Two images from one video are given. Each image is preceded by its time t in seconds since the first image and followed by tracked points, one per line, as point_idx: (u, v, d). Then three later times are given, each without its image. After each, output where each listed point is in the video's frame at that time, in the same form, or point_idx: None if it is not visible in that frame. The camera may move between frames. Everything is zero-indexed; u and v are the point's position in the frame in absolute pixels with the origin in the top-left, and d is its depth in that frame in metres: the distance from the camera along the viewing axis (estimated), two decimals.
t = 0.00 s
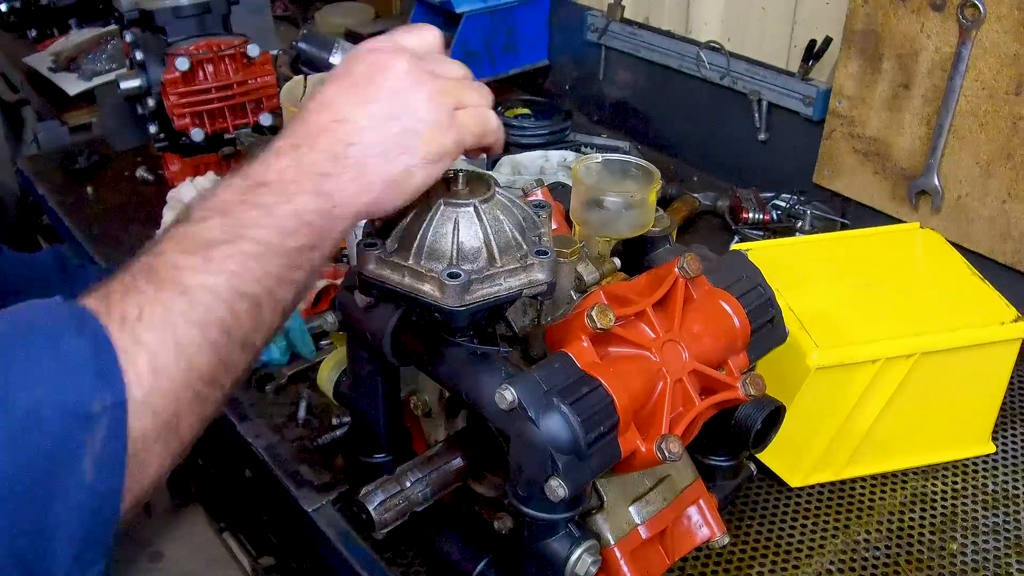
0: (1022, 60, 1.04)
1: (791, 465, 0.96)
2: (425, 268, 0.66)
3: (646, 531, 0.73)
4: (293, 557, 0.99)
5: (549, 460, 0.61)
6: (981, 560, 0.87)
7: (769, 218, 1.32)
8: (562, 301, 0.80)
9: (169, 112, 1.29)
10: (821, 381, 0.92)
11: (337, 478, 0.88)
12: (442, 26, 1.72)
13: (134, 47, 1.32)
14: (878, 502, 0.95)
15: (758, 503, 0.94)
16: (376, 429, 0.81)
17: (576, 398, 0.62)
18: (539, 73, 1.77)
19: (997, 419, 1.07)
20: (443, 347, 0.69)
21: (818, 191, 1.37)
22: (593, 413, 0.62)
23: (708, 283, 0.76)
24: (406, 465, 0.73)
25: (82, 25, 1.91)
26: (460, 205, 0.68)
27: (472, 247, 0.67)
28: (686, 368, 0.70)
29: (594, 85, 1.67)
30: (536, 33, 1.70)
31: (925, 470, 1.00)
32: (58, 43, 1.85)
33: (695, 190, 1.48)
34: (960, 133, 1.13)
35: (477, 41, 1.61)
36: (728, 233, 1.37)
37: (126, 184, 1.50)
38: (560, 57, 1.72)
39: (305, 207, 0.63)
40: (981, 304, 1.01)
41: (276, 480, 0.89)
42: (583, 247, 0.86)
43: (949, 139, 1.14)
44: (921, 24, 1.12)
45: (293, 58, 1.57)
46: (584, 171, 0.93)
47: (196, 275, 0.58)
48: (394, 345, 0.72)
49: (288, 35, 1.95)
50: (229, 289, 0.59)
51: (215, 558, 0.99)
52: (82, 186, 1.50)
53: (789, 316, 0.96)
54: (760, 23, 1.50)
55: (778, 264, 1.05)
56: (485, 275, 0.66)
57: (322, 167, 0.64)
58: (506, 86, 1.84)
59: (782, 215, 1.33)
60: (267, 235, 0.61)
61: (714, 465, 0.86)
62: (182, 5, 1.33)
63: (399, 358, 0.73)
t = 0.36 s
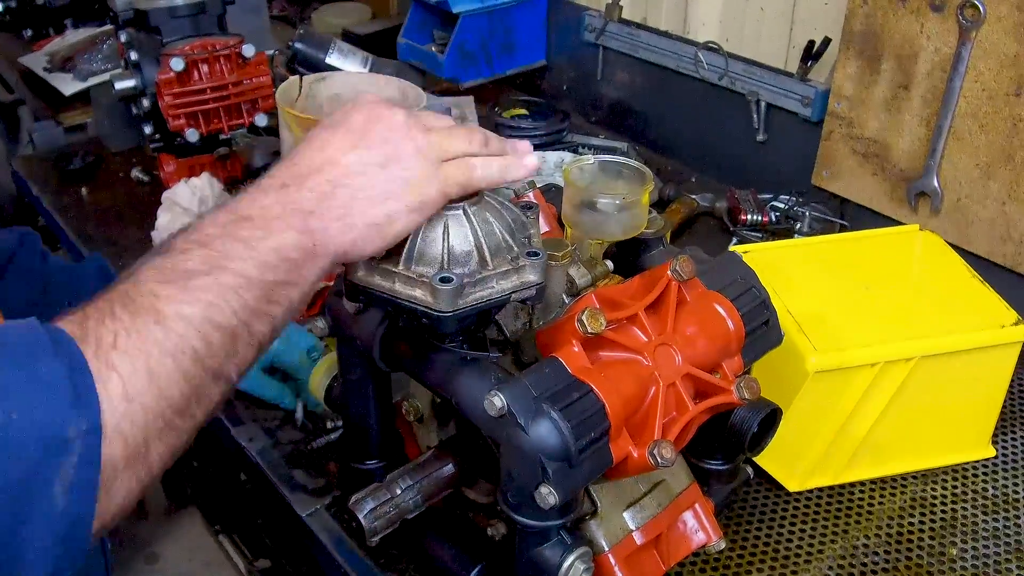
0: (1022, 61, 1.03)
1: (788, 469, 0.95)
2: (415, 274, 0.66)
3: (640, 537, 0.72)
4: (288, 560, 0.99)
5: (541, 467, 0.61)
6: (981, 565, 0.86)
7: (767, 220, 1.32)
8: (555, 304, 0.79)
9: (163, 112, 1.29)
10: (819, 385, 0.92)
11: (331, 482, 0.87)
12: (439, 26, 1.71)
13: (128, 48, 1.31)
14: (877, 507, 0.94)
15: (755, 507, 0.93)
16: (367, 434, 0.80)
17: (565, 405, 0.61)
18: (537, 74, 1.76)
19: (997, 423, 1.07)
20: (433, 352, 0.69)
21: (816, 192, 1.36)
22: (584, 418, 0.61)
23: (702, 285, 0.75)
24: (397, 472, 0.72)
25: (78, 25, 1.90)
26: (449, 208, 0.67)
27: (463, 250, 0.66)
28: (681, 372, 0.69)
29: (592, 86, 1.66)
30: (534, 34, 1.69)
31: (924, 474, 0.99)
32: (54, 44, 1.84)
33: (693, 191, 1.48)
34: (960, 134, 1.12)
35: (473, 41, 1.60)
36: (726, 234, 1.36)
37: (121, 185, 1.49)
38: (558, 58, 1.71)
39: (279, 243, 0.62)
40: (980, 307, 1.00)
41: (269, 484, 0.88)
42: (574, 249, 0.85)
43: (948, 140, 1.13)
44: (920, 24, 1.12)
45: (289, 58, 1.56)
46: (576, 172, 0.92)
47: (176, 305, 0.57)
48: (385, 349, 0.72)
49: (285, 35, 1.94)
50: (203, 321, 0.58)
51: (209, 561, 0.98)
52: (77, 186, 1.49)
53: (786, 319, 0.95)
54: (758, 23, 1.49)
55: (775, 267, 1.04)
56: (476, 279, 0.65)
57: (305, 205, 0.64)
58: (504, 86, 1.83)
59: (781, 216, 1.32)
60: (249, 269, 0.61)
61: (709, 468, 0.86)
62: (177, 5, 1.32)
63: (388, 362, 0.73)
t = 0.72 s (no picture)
0: (1022, 63, 1.03)
1: (788, 472, 0.95)
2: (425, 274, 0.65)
3: (642, 541, 0.72)
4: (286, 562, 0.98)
5: (546, 471, 0.60)
6: (981, 568, 0.86)
7: (767, 221, 1.31)
8: (561, 307, 0.79)
9: (163, 113, 1.28)
10: (819, 387, 0.91)
11: (331, 484, 0.87)
12: (439, 27, 1.71)
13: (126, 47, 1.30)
14: (877, 510, 0.94)
15: (755, 510, 0.93)
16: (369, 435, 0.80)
17: (572, 407, 0.61)
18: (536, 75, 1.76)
19: (997, 426, 1.06)
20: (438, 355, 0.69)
21: (816, 194, 1.36)
22: (589, 422, 0.61)
23: (708, 289, 0.75)
24: (399, 473, 0.71)
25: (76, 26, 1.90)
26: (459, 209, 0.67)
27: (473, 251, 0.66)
28: (683, 376, 0.69)
29: (592, 87, 1.66)
30: (533, 35, 1.69)
31: (924, 477, 0.99)
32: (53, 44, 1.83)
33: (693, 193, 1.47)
34: (960, 136, 1.12)
35: (473, 41, 1.61)
36: (725, 235, 1.36)
37: (119, 185, 1.49)
38: (558, 60, 1.71)
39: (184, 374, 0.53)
40: (981, 309, 1.00)
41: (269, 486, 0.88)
42: (582, 251, 0.84)
43: (949, 142, 1.13)
44: (920, 26, 1.11)
45: (289, 59, 1.55)
46: (581, 175, 0.91)
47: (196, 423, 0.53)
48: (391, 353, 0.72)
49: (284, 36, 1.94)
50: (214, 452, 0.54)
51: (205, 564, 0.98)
52: (75, 186, 1.49)
53: (787, 321, 0.95)
54: (758, 25, 1.49)
55: (776, 269, 1.04)
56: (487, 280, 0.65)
57: (257, 402, 0.53)
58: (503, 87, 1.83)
59: (780, 218, 1.32)
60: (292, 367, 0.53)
61: (711, 472, 0.86)
62: (176, 6, 1.32)
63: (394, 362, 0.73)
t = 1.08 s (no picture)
0: (1020, 64, 1.03)
1: (787, 469, 0.96)
2: (421, 271, 0.66)
3: (641, 536, 0.73)
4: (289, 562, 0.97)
5: (543, 465, 0.61)
6: (979, 565, 0.86)
7: (767, 221, 1.32)
8: (559, 303, 0.79)
9: (166, 111, 1.29)
10: (818, 385, 0.92)
11: (332, 480, 0.87)
12: (441, 27, 1.72)
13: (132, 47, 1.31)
14: (875, 507, 0.94)
15: (753, 506, 0.93)
16: (369, 431, 0.80)
17: (570, 401, 0.62)
18: (537, 76, 1.77)
19: (995, 424, 1.07)
20: (436, 349, 0.69)
21: (816, 194, 1.37)
22: (588, 415, 0.62)
23: (705, 286, 0.76)
24: (401, 467, 0.72)
25: (79, 25, 1.90)
26: (455, 206, 0.67)
27: (468, 249, 0.66)
28: (682, 372, 0.70)
29: (593, 88, 1.67)
30: (534, 36, 1.70)
31: (922, 474, 1.00)
32: (56, 43, 1.84)
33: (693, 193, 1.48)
34: (959, 137, 1.13)
35: (474, 42, 1.61)
36: (725, 235, 1.36)
37: (122, 184, 1.49)
38: (559, 61, 1.72)
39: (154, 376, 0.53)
40: (979, 308, 1.01)
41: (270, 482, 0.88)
42: (578, 247, 0.84)
43: (947, 142, 1.14)
44: (919, 27, 1.12)
45: (291, 58, 1.56)
46: (579, 173, 0.92)
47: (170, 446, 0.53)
48: (388, 349, 0.72)
49: (287, 36, 1.95)
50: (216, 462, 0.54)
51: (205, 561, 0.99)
52: (78, 185, 1.49)
53: (786, 319, 0.95)
54: (758, 26, 1.50)
55: (775, 267, 1.05)
56: (482, 278, 0.65)
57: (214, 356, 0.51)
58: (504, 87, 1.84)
59: (780, 218, 1.33)
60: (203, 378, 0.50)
61: (709, 467, 0.87)
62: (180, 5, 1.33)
63: (392, 360, 0.72)
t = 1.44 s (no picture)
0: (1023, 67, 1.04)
1: (790, 470, 0.96)
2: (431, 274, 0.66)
3: (647, 536, 0.73)
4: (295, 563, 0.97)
5: (553, 465, 0.61)
6: (981, 566, 0.87)
7: (770, 223, 1.32)
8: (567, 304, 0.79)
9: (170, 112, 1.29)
10: (823, 387, 0.92)
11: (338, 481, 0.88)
12: (444, 29, 1.72)
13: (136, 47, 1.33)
14: (878, 508, 0.94)
15: (757, 508, 0.94)
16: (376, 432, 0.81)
17: (580, 403, 0.62)
18: (540, 78, 1.77)
19: (997, 426, 1.07)
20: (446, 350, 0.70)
21: (818, 196, 1.37)
22: (597, 417, 0.62)
23: (714, 289, 0.76)
24: (408, 468, 0.72)
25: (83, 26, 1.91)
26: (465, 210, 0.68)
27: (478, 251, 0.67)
28: (690, 373, 0.70)
29: (595, 90, 1.67)
30: (537, 38, 1.71)
31: (924, 476, 1.00)
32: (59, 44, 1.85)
33: (696, 194, 1.49)
34: (961, 140, 1.13)
35: (476, 43, 1.61)
36: (728, 237, 1.37)
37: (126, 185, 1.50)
38: (561, 62, 1.73)
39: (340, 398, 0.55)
40: (981, 311, 1.01)
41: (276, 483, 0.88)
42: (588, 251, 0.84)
43: (949, 145, 1.14)
44: (922, 30, 1.13)
45: (294, 60, 1.57)
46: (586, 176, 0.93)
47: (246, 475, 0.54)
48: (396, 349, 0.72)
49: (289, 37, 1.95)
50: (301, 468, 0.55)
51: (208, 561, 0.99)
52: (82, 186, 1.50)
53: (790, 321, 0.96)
54: (760, 28, 1.50)
55: (778, 270, 1.05)
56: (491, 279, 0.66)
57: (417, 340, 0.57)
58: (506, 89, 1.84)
59: (783, 220, 1.33)
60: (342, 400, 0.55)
61: (714, 469, 0.85)
62: (184, 7, 1.33)
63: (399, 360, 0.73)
